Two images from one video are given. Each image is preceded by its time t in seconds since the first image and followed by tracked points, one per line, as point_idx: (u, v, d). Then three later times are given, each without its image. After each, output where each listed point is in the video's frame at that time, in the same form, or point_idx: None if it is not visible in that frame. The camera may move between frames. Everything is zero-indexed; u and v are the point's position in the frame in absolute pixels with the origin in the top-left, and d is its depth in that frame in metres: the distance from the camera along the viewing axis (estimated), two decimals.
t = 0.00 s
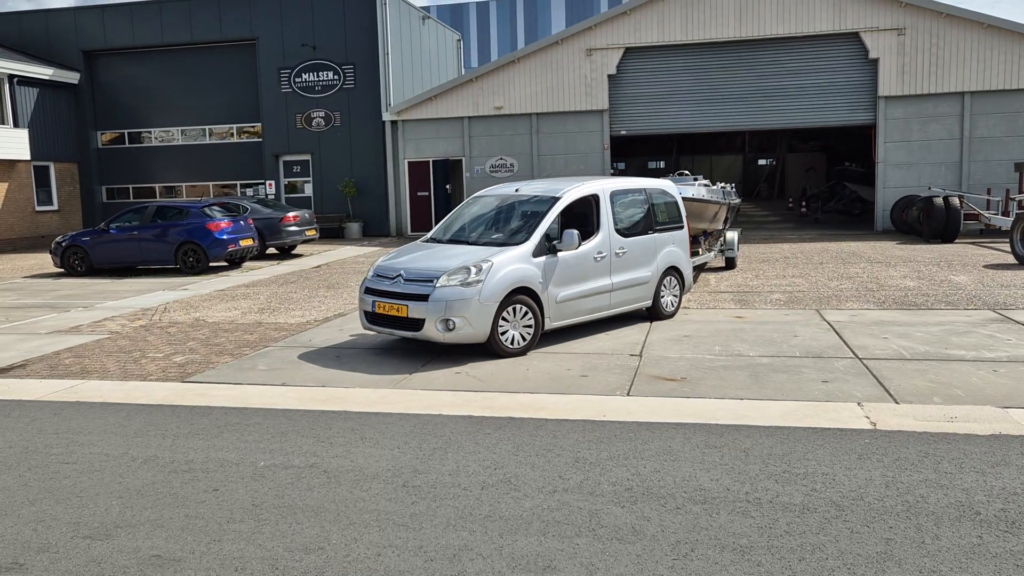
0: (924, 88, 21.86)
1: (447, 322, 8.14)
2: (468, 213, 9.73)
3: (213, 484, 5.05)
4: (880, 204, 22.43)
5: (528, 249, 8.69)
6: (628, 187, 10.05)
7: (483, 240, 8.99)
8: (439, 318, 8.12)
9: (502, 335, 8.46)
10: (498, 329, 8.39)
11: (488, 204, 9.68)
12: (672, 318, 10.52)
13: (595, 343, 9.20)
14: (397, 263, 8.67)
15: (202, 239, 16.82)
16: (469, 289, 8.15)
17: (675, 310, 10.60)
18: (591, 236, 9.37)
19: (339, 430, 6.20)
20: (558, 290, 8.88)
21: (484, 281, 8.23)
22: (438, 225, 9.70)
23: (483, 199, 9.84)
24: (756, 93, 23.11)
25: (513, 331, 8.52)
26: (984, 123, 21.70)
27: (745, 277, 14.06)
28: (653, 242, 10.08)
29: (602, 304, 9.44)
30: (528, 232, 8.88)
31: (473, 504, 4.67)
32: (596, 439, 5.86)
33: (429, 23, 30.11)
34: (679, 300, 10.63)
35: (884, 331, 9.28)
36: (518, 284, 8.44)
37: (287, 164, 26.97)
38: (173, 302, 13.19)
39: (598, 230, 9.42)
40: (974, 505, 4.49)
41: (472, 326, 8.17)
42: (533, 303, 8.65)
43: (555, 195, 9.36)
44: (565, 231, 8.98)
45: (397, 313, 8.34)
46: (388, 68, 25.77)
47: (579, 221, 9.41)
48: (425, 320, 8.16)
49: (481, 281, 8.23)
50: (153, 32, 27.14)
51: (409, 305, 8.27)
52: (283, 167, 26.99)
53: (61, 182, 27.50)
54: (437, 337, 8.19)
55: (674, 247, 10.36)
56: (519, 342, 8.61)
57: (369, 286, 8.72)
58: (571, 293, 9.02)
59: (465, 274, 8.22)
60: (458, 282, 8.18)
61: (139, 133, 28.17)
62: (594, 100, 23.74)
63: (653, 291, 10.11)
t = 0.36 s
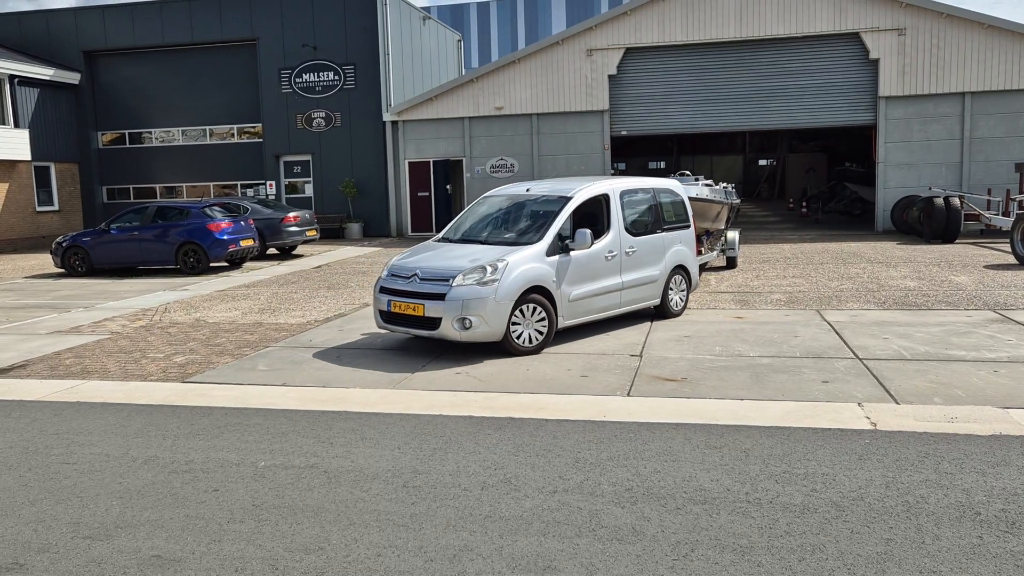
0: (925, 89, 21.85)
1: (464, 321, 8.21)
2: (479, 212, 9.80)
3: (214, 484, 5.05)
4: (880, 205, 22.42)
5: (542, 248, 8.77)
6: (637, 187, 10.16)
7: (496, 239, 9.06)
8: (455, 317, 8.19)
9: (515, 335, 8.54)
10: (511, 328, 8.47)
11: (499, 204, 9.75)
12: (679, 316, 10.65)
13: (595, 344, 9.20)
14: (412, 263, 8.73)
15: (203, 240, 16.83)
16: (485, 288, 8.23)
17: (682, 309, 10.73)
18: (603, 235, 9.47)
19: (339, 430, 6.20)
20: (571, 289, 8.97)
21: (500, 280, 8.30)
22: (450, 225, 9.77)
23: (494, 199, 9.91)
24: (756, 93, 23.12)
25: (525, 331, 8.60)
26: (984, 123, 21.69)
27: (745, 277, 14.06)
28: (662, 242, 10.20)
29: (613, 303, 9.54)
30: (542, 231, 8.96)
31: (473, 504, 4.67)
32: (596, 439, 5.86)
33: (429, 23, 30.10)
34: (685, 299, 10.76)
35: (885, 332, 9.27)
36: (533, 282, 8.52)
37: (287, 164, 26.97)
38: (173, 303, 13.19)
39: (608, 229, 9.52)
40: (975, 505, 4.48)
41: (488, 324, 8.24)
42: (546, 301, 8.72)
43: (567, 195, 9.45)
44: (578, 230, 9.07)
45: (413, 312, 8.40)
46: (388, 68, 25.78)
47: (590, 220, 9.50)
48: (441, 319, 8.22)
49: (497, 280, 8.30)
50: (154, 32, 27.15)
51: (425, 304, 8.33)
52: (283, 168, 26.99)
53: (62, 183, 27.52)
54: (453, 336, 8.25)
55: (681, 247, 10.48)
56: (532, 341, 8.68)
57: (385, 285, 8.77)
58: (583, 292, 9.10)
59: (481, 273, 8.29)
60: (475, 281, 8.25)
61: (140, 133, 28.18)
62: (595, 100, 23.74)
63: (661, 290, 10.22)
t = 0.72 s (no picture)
0: (925, 89, 21.85)
1: (483, 319, 8.27)
2: (491, 212, 9.87)
3: (213, 484, 5.05)
4: (880, 205, 22.42)
5: (556, 246, 8.86)
6: (646, 186, 10.29)
7: (510, 239, 9.15)
8: (474, 315, 8.25)
9: (529, 333, 8.59)
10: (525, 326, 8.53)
11: (511, 204, 9.83)
12: (687, 314, 10.77)
13: (595, 343, 9.19)
14: (428, 262, 8.78)
15: (203, 239, 16.83)
16: (503, 287, 8.31)
17: (689, 307, 10.85)
18: (614, 234, 9.58)
19: (339, 430, 6.20)
20: (586, 287, 9.06)
21: (517, 279, 8.39)
22: (463, 225, 9.84)
23: (506, 199, 10.00)
24: (756, 93, 23.12)
25: (539, 329, 8.64)
26: (984, 123, 21.70)
27: (744, 277, 14.05)
28: (669, 240, 10.33)
29: (625, 300, 9.64)
30: (555, 230, 9.05)
31: (473, 504, 4.68)
32: (596, 439, 5.86)
33: (429, 23, 30.10)
34: (692, 297, 10.88)
35: (884, 331, 9.28)
36: (549, 280, 8.62)
37: (287, 164, 26.96)
38: (173, 303, 13.19)
39: (620, 228, 9.64)
40: (975, 505, 4.49)
41: (506, 322, 8.32)
42: (561, 299, 8.80)
43: (579, 194, 9.55)
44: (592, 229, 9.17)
45: (431, 311, 8.45)
46: (388, 69, 25.77)
47: (602, 219, 9.60)
48: (460, 318, 8.28)
49: (515, 279, 8.39)
50: (154, 32, 27.15)
51: (443, 303, 8.38)
52: (283, 168, 26.98)
53: (62, 183, 27.52)
54: (472, 334, 8.30)
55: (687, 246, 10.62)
56: (547, 339, 8.73)
57: (401, 284, 8.81)
58: (596, 290, 9.19)
59: (498, 272, 8.38)
60: (493, 280, 8.33)
61: (140, 133, 28.18)
62: (595, 100, 23.74)
63: (669, 288, 10.35)
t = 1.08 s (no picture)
0: (924, 88, 21.85)
1: (502, 317, 8.32)
2: (502, 213, 9.91)
3: (212, 484, 5.05)
4: (880, 205, 22.43)
5: (572, 245, 8.92)
6: (653, 186, 10.37)
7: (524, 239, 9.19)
8: (494, 313, 8.30)
9: (547, 331, 8.64)
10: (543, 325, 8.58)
11: (522, 204, 9.88)
12: (693, 313, 10.86)
13: (594, 343, 9.19)
14: (444, 262, 8.81)
15: (203, 239, 16.82)
16: (522, 286, 8.36)
17: (695, 305, 10.94)
18: (625, 233, 9.65)
19: (338, 430, 6.21)
20: (600, 286, 9.12)
21: (536, 277, 8.44)
22: (474, 226, 9.88)
23: (517, 199, 10.04)
24: (755, 93, 23.11)
25: (557, 327, 8.69)
26: (984, 123, 21.70)
27: (744, 276, 14.05)
28: (677, 239, 10.41)
29: (635, 299, 9.70)
30: (570, 229, 9.11)
31: (472, 504, 4.67)
32: (596, 439, 5.86)
33: (429, 23, 30.10)
34: (697, 295, 10.97)
35: (883, 331, 9.29)
36: (567, 278, 8.68)
37: (286, 164, 26.95)
38: (172, 303, 13.18)
39: (630, 227, 9.72)
40: (974, 505, 4.49)
41: (526, 321, 8.37)
42: (577, 298, 8.85)
43: (591, 194, 9.62)
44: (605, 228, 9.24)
45: (450, 310, 8.48)
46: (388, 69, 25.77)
47: (613, 218, 9.67)
48: (479, 316, 8.32)
49: (533, 278, 8.44)
50: (153, 33, 27.14)
51: (462, 302, 8.42)
52: (283, 168, 26.97)
53: (61, 183, 27.51)
54: (491, 333, 8.35)
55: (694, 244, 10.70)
56: (564, 337, 8.78)
57: (417, 284, 8.83)
58: (608, 289, 9.23)
59: (516, 271, 8.43)
60: (511, 278, 8.38)
61: (139, 133, 28.17)
62: (594, 100, 23.74)
63: (677, 286, 10.43)
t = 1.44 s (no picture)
0: (922, 87, 21.86)
1: (520, 315, 8.36)
2: (510, 212, 9.92)
3: (209, 484, 5.05)
4: (878, 204, 22.44)
5: (585, 243, 8.97)
6: (659, 185, 10.43)
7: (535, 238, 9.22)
8: (512, 311, 8.33)
9: (562, 329, 8.69)
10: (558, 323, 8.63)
11: (531, 203, 9.90)
12: (697, 310, 10.95)
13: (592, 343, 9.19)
14: (458, 261, 8.82)
15: (201, 239, 16.81)
16: (539, 284, 8.40)
17: (699, 303, 11.03)
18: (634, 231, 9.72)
19: (336, 430, 6.20)
20: (611, 284, 9.18)
21: (552, 275, 8.49)
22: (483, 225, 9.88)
23: (525, 198, 10.05)
24: (753, 92, 23.12)
25: (571, 324, 8.75)
26: (982, 122, 21.72)
27: (742, 276, 14.05)
28: (683, 237, 10.50)
29: (644, 296, 9.78)
30: (582, 228, 9.15)
31: (470, 504, 4.67)
32: (594, 438, 5.86)
33: (427, 22, 30.08)
34: (701, 292, 11.06)
35: (881, 330, 9.29)
36: (581, 276, 8.73)
37: (284, 164, 26.94)
38: (170, 302, 13.16)
39: (638, 225, 9.78)
40: (971, 503, 4.49)
41: (544, 318, 8.41)
42: (591, 295, 8.91)
43: (600, 193, 9.66)
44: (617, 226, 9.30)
45: (467, 308, 8.50)
46: (386, 68, 25.76)
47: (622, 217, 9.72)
48: (497, 314, 8.35)
49: (550, 276, 8.50)
50: (151, 32, 27.11)
51: (479, 300, 8.44)
52: (281, 167, 26.96)
53: (59, 182, 27.47)
54: (509, 330, 8.38)
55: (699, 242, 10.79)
56: (578, 334, 8.83)
57: (432, 283, 8.83)
58: (620, 287, 9.30)
59: (533, 269, 8.47)
60: (528, 276, 8.42)
61: (137, 133, 28.14)
62: (593, 100, 23.74)
63: (683, 284, 10.52)
